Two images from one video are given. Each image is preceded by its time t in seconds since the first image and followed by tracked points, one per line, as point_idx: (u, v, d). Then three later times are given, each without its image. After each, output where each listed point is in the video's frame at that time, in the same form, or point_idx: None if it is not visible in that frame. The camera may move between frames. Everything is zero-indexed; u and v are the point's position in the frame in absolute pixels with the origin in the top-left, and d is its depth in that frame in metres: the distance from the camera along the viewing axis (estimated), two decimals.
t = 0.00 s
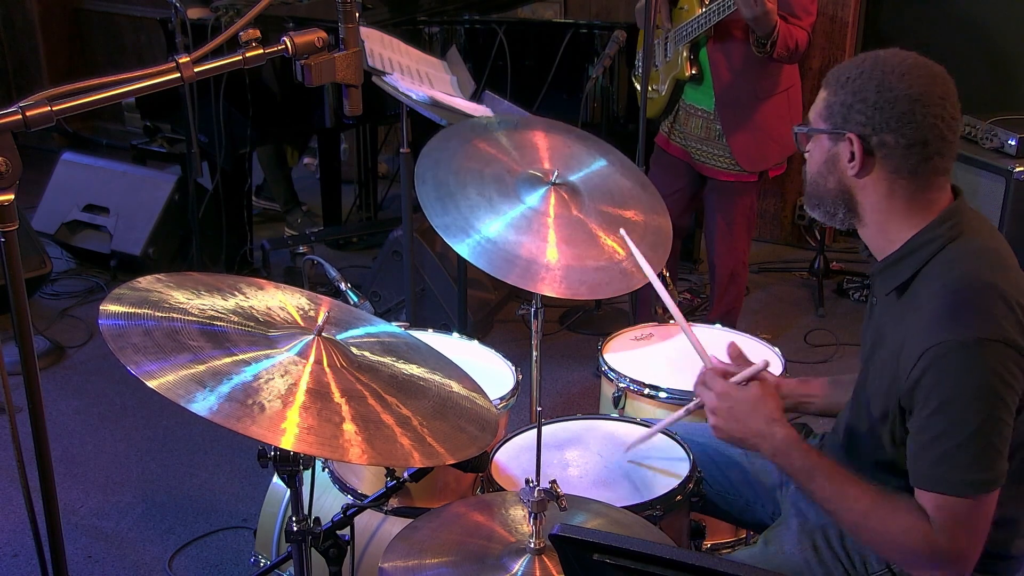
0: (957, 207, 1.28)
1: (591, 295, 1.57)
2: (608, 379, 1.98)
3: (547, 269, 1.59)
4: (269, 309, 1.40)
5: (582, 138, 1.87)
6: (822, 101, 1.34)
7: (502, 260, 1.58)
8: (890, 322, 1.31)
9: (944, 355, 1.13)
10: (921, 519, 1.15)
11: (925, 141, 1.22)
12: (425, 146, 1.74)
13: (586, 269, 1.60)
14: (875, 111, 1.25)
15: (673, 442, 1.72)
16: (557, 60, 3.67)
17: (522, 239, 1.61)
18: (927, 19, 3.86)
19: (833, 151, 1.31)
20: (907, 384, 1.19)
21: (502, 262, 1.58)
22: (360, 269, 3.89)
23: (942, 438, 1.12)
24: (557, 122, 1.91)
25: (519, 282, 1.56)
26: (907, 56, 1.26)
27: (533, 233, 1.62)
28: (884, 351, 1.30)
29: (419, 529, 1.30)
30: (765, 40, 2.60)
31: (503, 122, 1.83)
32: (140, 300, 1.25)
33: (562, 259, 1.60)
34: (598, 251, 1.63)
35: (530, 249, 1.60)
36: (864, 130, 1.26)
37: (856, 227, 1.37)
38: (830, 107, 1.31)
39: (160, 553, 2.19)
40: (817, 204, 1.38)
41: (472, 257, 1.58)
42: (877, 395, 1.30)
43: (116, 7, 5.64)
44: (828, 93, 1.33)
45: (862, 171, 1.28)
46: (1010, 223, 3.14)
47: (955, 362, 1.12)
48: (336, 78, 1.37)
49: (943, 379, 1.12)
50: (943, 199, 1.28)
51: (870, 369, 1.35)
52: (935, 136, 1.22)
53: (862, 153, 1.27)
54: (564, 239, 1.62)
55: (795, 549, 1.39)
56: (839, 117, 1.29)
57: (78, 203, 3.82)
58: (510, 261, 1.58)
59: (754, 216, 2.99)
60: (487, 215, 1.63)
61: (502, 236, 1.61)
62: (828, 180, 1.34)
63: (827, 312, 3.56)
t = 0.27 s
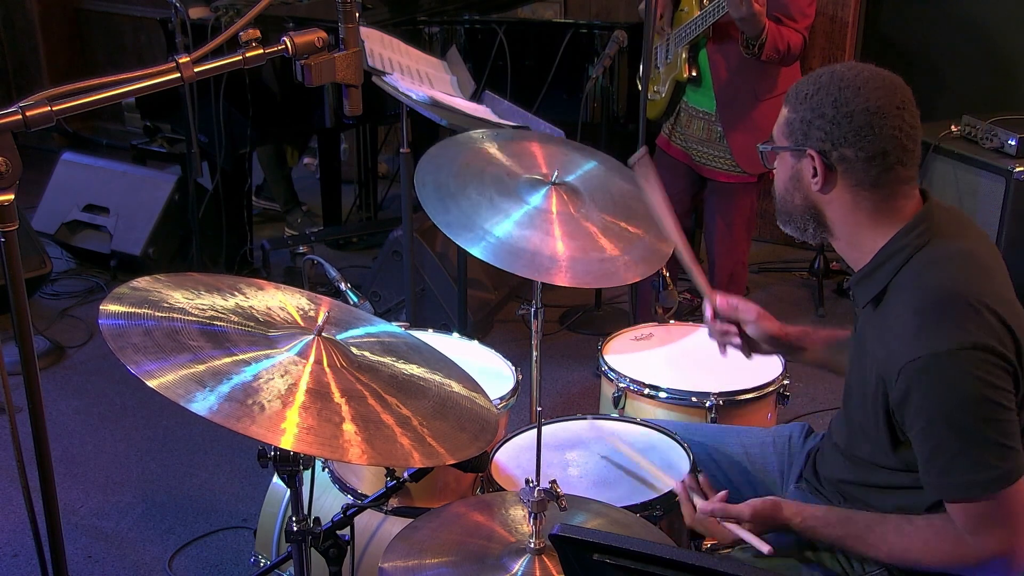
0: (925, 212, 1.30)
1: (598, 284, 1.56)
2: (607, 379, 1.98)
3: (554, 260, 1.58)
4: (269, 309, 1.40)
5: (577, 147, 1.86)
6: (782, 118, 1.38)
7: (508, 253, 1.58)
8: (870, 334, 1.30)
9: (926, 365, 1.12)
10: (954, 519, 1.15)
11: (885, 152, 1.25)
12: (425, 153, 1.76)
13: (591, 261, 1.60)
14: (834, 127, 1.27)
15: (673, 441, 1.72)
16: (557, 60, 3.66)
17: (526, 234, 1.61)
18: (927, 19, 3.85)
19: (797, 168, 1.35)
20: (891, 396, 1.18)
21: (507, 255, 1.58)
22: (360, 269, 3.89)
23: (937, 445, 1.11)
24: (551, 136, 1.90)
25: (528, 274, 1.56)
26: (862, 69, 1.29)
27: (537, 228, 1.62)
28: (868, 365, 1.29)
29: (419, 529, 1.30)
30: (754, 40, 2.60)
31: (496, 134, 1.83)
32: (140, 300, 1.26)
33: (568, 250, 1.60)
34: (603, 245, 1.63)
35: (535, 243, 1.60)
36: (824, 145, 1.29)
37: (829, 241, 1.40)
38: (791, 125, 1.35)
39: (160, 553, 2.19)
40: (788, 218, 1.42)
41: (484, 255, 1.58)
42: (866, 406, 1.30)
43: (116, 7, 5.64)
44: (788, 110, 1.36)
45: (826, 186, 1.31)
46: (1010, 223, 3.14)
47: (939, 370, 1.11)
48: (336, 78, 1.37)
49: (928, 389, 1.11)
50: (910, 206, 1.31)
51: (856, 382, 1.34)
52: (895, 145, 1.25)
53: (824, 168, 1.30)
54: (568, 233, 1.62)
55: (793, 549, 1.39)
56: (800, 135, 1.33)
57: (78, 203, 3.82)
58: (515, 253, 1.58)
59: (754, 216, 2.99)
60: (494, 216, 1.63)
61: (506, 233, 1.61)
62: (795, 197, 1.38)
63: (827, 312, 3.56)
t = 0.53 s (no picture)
0: (909, 212, 1.30)
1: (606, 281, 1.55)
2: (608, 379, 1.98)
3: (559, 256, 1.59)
4: (269, 309, 1.40)
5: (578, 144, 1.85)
6: (750, 143, 1.36)
7: (509, 254, 1.58)
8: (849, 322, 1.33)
9: (885, 351, 1.16)
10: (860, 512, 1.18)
11: (866, 165, 1.25)
12: (426, 156, 1.75)
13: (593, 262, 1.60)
14: (809, 151, 1.27)
15: (672, 442, 1.72)
16: (557, 60, 3.67)
17: (528, 235, 1.61)
18: (928, 19, 3.85)
19: (777, 193, 1.34)
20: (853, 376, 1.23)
21: (509, 257, 1.58)
22: (360, 269, 3.89)
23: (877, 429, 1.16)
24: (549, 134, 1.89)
25: (539, 274, 1.56)
26: (823, 85, 1.28)
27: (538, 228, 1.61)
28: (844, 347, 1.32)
29: (418, 530, 1.30)
30: (749, 39, 2.62)
31: (498, 134, 1.82)
32: (140, 301, 1.26)
33: (569, 251, 1.60)
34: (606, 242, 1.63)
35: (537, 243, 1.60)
36: (804, 168, 1.28)
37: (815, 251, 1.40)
38: (763, 151, 1.33)
39: (160, 553, 2.19)
40: (771, 239, 1.41)
41: (486, 257, 1.57)
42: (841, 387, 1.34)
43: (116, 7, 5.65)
44: (756, 135, 1.35)
45: (810, 208, 1.31)
46: (1010, 223, 3.14)
47: (902, 359, 1.15)
48: (336, 78, 1.37)
49: (887, 373, 1.15)
50: (891, 208, 1.32)
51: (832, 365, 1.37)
52: (872, 157, 1.26)
53: (807, 191, 1.29)
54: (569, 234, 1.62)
55: (790, 548, 1.40)
56: (775, 161, 1.31)
57: (78, 203, 3.82)
58: (517, 254, 1.58)
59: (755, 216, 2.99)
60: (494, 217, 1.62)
61: (508, 237, 1.60)
62: (779, 219, 1.37)
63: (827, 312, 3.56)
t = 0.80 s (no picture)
0: (897, 206, 1.32)
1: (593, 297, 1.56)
2: (608, 379, 1.98)
3: (548, 272, 1.59)
4: (269, 309, 1.40)
5: (580, 133, 1.86)
6: (739, 144, 1.38)
7: (502, 263, 1.58)
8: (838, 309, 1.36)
9: (866, 344, 1.20)
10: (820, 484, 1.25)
11: (852, 164, 1.27)
12: (426, 146, 1.75)
13: (587, 271, 1.60)
14: (796, 153, 1.28)
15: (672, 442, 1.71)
16: (557, 60, 3.67)
17: (522, 241, 1.62)
18: (928, 19, 3.85)
19: (766, 194, 1.35)
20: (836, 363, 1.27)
21: (502, 265, 1.58)
22: (360, 269, 3.89)
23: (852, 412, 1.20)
24: (557, 119, 1.89)
25: (529, 287, 1.56)
26: (811, 84, 1.29)
27: (533, 235, 1.62)
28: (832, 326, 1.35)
29: (418, 529, 1.30)
30: (742, 39, 2.61)
31: (505, 119, 1.83)
32: (140, 301, 1.26)
33: (563, 261, 1.60)
34: (599, 254, 1.62)
35: (530, 251, 1.61)
36: (792, 169, 1.30)
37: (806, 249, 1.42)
38: (751, 152, 1.34)
39: (160, 553, 2.19)
40: (762, 238, 1.43)
41: (474, 261, 1.57)
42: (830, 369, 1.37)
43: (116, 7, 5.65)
44: (743, 137, 1.36)
45: (800, 207, 1.33)
46: (1010, 223, 3.14)
47: (884, 348, 1.19)
48: (337, 78, 1.37)
49: (869, 361, 1.19)
50: (880, 202, 1.33)
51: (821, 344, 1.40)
52: (859, 156, 1.27)
53: (796, 191, 1.31)
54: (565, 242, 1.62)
55: (784, 546, 1.41)
56: (764, 162, 1.33)
57: (78, 203, 3.82)
58: (510, 263, 1.59)
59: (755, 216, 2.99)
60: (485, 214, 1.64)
61: (501, 238, 1.62)
62: (768, 219, 1.38)
63: (827, 312, 3.56)
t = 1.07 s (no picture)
0: (927, 211, 1.29)
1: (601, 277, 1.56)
2: (607, 379, 1.98)
3: (558, 251, 1.58)
4: (269, 310, 1.40)
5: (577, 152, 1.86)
6: (774, 134, 1.34)
7: (511, 247, 1.58)
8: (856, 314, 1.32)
9: (898, 354, 1.16)
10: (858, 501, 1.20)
11: (892, 162, 1.24)
12: (425, 157, 1.79)
13: (594, 255, 1.60)
14: (835, 147, 1.25)
15: (672, 442, 1.72)
16: (557, 60, 3.67)
17: (529, 229, 1.61)
18: (928, 19, 3.85)
19: (799, 185, 1.32)
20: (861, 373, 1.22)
21: (510, 250, 1.58)
22: (360, 269, 3.89)
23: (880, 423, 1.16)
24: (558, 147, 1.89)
25: (538, 266, 1.56)
26: (856, 76, 1.25)
27: (539, 222, 1.62)
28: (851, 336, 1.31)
29: (418, 530, 1.30)
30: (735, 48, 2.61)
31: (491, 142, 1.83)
32: (140, 301, 1.26)
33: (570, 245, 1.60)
34: (603, 242, 1.62)
35: (537, 237, 1.61)
36: (827, 164, 1.26)
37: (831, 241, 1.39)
38: (788, 143, 1.31)
39: (160, 553, 2.19)
40: (790, 225, 1.39)
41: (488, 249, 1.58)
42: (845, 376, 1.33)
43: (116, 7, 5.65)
44: (781, 124, 1.32)
45: (832, 201, 1.30)
46: (1010, 223, 3.14)
47: (908, 356, 1.15)
48: (337, 78, 1.37)
49: (893, 370, 1.16)
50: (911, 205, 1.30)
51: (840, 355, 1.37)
52: (899, 153, 1.24)
53: (830, 185, 1.28)
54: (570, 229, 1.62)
55: (788, 546, 1.41)
56: (800, 154, 1.29)
57: (78, 204, 3.82)
58: (518, 248, 1.58)
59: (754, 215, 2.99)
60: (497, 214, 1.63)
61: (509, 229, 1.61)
62: (798, 211, 1.35)
63: (827, 312, 3.56)
